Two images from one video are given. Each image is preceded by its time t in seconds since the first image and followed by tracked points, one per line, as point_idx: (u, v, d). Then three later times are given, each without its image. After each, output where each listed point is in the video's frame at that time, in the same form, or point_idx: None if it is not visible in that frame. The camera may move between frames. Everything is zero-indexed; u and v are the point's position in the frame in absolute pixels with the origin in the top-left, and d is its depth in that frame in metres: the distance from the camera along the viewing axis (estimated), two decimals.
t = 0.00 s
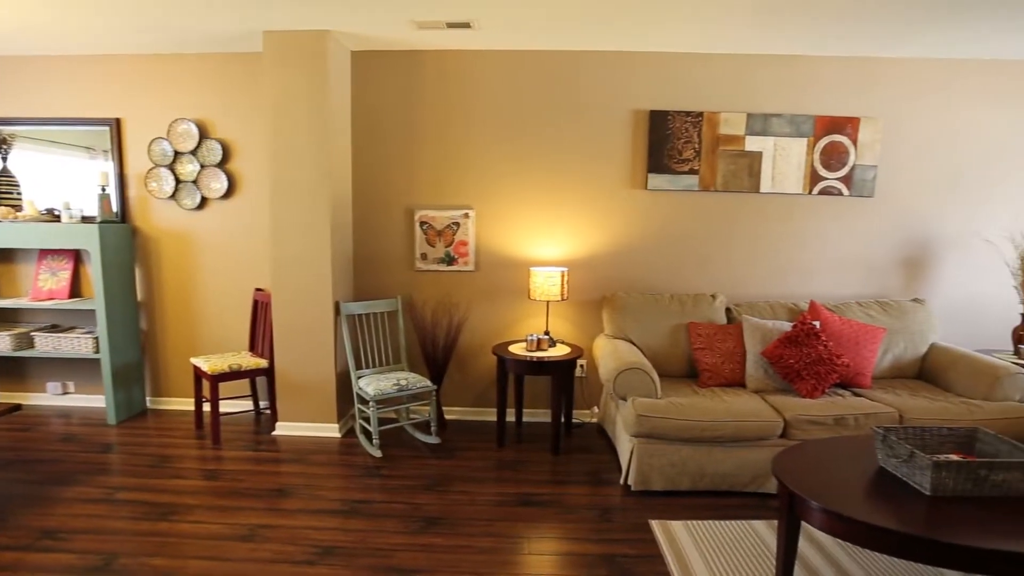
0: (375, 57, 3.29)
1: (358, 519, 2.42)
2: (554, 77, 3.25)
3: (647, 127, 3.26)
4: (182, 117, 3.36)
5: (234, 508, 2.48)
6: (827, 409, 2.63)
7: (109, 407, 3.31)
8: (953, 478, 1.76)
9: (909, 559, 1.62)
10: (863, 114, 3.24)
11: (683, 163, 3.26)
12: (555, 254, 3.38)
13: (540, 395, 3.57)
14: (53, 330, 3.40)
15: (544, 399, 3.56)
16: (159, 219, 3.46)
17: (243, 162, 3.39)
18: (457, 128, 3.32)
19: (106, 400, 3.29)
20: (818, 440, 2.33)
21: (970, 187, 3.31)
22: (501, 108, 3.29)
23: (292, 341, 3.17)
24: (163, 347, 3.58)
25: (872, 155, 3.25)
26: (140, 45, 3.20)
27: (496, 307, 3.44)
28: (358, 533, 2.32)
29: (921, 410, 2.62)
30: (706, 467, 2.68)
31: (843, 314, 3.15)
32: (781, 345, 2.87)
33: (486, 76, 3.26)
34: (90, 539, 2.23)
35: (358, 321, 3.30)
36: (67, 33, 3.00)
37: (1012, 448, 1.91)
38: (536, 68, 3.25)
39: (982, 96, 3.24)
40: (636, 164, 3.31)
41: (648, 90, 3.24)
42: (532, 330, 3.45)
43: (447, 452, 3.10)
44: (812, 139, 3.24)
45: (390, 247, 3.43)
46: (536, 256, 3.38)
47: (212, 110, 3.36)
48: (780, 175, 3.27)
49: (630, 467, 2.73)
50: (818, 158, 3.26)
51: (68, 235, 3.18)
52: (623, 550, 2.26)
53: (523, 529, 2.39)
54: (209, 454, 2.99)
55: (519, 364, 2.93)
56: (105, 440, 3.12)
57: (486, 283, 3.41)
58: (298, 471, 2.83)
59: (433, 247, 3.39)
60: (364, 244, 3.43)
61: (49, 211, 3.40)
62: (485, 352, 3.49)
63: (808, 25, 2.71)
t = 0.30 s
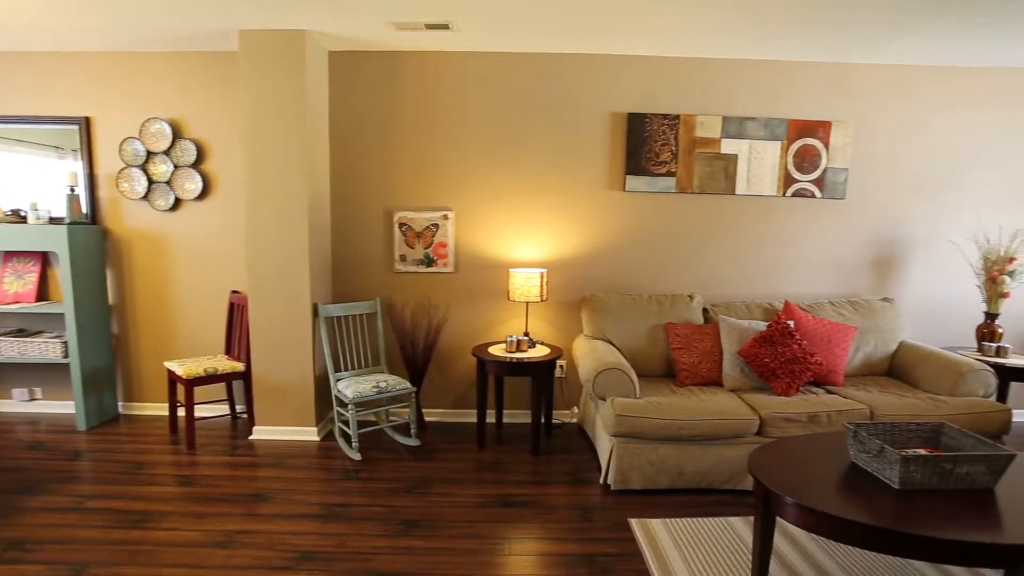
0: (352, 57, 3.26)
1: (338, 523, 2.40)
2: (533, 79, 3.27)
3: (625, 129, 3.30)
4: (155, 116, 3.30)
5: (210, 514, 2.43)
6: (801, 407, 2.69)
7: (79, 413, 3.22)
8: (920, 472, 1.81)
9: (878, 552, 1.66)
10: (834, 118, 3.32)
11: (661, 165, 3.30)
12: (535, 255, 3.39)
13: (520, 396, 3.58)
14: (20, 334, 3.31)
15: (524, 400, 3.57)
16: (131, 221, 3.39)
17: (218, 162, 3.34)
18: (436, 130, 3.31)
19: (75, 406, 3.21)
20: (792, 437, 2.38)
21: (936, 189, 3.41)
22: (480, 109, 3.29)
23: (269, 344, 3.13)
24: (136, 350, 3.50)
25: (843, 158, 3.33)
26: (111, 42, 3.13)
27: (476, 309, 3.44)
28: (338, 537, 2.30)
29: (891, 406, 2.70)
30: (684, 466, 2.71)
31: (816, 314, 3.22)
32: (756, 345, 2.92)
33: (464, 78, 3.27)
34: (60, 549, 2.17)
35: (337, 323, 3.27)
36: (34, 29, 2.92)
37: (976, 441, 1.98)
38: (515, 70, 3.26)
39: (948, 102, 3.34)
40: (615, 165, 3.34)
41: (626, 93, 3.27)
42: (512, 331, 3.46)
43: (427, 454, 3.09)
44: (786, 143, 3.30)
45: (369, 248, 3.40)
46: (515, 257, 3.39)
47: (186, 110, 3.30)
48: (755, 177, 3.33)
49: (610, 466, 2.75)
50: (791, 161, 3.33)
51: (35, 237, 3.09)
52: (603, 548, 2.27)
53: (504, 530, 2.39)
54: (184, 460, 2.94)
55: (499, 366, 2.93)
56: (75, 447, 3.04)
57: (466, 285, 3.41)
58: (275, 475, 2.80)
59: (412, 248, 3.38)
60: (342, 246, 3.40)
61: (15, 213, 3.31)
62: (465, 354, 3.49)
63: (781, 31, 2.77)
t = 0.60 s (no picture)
0: (329, 57, 3.23)
1: (316, 528, 2.37)
2: (511, 80, 3.27)
3: (602, 131, 3.33)
4: (125, 115, 3.22)
5: (185, 522, 2.38)
6: (775, 404, 2.75)
7: (45, 421, 3.13)
8: (888, 466, 1.86)
9: (849, 545, 1.71)
10: (805, 121, 3.40)
11: (638, 166, 3.34)
12: (513, 256, 3.40)
13: (500, 397, 3.58)
14: None
15: (504, 401, 3.57)
16: (100, 222, 3.30)
17: (191, 162, 3.28)
18: (413, 130, 3.30)
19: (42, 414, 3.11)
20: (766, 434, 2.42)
21: (903, 191, 3.51)
22: (458, 110, 3.29)
23: (245, 348, 3.08)
24: (105, 355, 3.41)
25: (814, 161, 3.41)
26: (78, 38, 3.05)
27: (455, 310, 3.44)
28: (317, 542, 2.27)
29: (861, 403, 2.77)
30: (662, 464, 2.74)
31: (790, 313, 3.29)
32: (732, 344, 2.97)
33: (442, 78, 3.26)
34: (26, 561, 2.11)
35: (314, 325, 3.23)
36: None
37: (941, 435, 2.05)
38: (493, 71, 3.26)
39: (913, 108, 3.45)
40: (592, 167, 3.37)
41: (603, 95, 3.31)
42: (492, 332, 3.46)
43: (406, 456, 3.07)
44: (759, 145, 3.37)
45: (346, 250, 3.38)
46: (494, 258, 3.40)
47: (157, 109, 3.24)
48: (730, 179, 3.39)
49: (589, 466, 2.77)
50: (765, 163, 3.40)
51: None
52: (583, 548, 2.29)
53: (485, 531, 2.39)
54: (156, 467, 2.87)
55: (479, 367, 2.93)
56: (41, 456, 2.95)
57: (445, 286, 3.41)
58: (252, 481, 2.75)
59: (390, 250, 3.36)
60: (319, 247, 3.36)
61: None
62: (444, 355, 3.48)
63: (755, 35, 2.83)
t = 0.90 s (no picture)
0: (303, 55, 3.18)
1: (292, 533, 2.34)
2: (488, 81, 3.27)
3: (579, 133, 3.35)
4: (90, 113, 3.12)
5: (156, 531, 2.32)
6: (749, 402, 2.80)
7: (6, 430, 3.02)
8: (857, 460, 1.91)
9: (820, 538, 1.75)
10: (778, 124, 3.47)
11: (615, 168, 3.37)
12: (491, 257, 3.40)
13: (479, 398, 3.58)
14: None
15: (483, 402, 3.57)
16: (64, 223, 3.20)
17: (160, 162, 3.20)
18: (390, 130, 3.27)
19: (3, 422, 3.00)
20: (741, 431, 2.47)
21: (871, 193, 3.61)
22: (435, 111, 3.27)
23: (218, 351, 3.02)
24: (72, 361, 3.31)
25: (786, 163, 3.48)
26: (39, 33, 2.95)
27: (433, 312, 3.42)
28: (293, 548, 2.24)
29: (832, 399, 2.84)
30: (640, 463, 2.77)
31: (763, 312, 3.36)
32: (707, 343, 3.02)
33: (419, 79, 3.24)
34: None
35: (289, 328, 3.18)
36: None
37: (907, 429, 2.11)
38: (470, 72, 3.26)
39: (880, 111, 3.55)
40: (570, 167, 3.39)
41: (580, 97, 3.33)
42: (470, 333, 3.46)
43: (385, 459, 3.05)
44: (733, 147, 3.43)
45: (322, 251, 3.33)
46: (472, 259, 3.39)
47: (125, 107, 3.15)
48: (705, 180, 3.44)
49: (568, 466, 2.79)
50: (739, 165, 3.46)
51: None
52: (561, 547, 2.30)
53: (464, 533, 2.39)
54: (126, 475, 2.79)
55: (457, 368, 2.92)
56: (3, 466, 2.85)
57: (423, 287, 3.39)
58: (226, 487, 2.70)
59: (367, 251, 3.33)
60: (295, 249, 3.31)
61: None
62: (423, 357, 3.46)
63: (729, 39, 2.88)
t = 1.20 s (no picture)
0: (276, 54, 3.13)
1: (268, 540, 2.30)
2: (465, 82, 3.27)
3: (556, 134, 3.36)
4: (53, 110, 3.03)
5: (125, 541, 2.26)
6: (724, 399, 2.84)
7: None
8: (828, 454, 1.96)
9: (793, 531, 1.78)
10: (750, 126, 3.54)
11: (591, 169, 3.39)
12: (469, 258, 3.39)
13: (457, 399, 3.57)
14: None
15: (462, 403, 3.56)
16: (26, 224, 3.09)
17: (128, 161, 3.12)
18: (365, 130, 3.24)
19: None
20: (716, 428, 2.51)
21: (840, 194, 3.71)
22: (411, 111, 3.25)
23: (189, 355, 2.95)
24: (35, 366, 3.20)
25: (758, 164, 3.55)
26: None
27: (411, 313, 3.40)
28: (269, 554, 2.20)
29: (803, 396, 2.90)
30: (618, 461, 2.79)
31: (737, 311, 3.42)
32: (683, 341, 3.06)
33: (395, 78, 3.22)
34: None
35: (263, 330, 3.12)
36: None
37: (875, 424, 2.17)
38: (446, 72, 3.25)
39: (848, 114, 3.65)
40: (547, 168, 3.40)
41: (557, 98, 3.34)
42: (448, 334, 3.44)
43: (363, 462, 3.01)
44: (707, 148, 3.49)
45: (297, 252, 3.28)
46: (449, 260, 3.38)
47: (90, 105, 3.06)
48: (680, 181, 3.49)
49: (547, 466, 2.79)
50: (713, 166, 3.51)
51: None
52: (541, 547, 2.31)
53: (443, 535, 2.38)
54: (93, 484, 2.71)
55: (435, 370, 2.91)
56: None
57: (400, 289, 3.36)
58: (199, 494, 2.64)
59: (344, 252, 3.29)
60: (269, 250, 3.25)
61: None
62: (401, 358, 3.43)
63: (702, 42, 2.93)
